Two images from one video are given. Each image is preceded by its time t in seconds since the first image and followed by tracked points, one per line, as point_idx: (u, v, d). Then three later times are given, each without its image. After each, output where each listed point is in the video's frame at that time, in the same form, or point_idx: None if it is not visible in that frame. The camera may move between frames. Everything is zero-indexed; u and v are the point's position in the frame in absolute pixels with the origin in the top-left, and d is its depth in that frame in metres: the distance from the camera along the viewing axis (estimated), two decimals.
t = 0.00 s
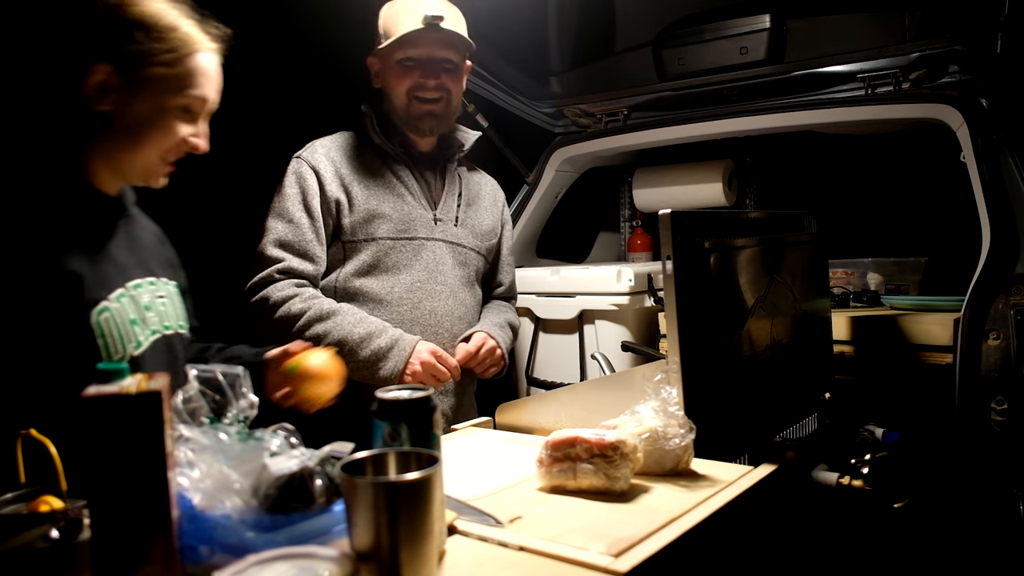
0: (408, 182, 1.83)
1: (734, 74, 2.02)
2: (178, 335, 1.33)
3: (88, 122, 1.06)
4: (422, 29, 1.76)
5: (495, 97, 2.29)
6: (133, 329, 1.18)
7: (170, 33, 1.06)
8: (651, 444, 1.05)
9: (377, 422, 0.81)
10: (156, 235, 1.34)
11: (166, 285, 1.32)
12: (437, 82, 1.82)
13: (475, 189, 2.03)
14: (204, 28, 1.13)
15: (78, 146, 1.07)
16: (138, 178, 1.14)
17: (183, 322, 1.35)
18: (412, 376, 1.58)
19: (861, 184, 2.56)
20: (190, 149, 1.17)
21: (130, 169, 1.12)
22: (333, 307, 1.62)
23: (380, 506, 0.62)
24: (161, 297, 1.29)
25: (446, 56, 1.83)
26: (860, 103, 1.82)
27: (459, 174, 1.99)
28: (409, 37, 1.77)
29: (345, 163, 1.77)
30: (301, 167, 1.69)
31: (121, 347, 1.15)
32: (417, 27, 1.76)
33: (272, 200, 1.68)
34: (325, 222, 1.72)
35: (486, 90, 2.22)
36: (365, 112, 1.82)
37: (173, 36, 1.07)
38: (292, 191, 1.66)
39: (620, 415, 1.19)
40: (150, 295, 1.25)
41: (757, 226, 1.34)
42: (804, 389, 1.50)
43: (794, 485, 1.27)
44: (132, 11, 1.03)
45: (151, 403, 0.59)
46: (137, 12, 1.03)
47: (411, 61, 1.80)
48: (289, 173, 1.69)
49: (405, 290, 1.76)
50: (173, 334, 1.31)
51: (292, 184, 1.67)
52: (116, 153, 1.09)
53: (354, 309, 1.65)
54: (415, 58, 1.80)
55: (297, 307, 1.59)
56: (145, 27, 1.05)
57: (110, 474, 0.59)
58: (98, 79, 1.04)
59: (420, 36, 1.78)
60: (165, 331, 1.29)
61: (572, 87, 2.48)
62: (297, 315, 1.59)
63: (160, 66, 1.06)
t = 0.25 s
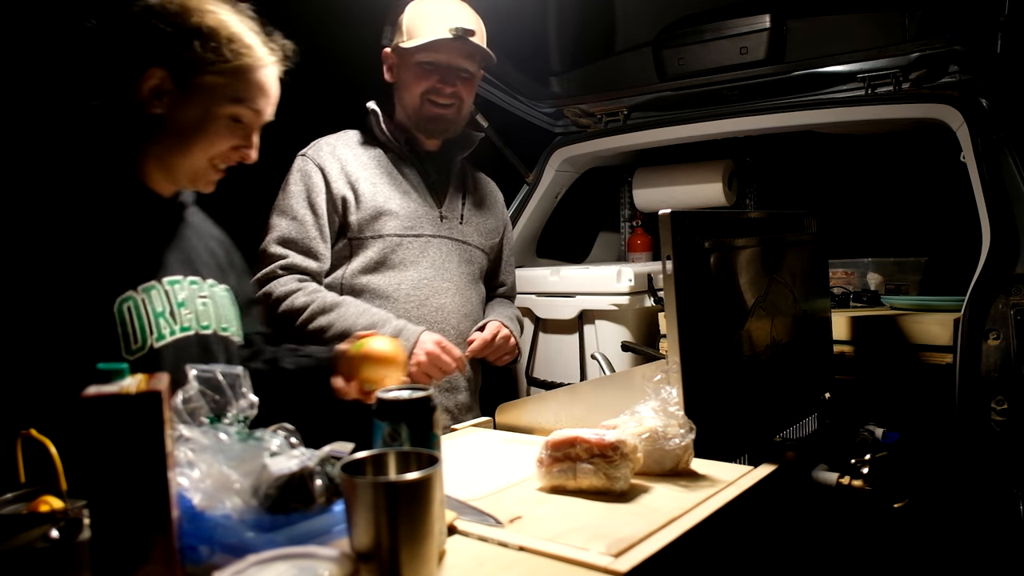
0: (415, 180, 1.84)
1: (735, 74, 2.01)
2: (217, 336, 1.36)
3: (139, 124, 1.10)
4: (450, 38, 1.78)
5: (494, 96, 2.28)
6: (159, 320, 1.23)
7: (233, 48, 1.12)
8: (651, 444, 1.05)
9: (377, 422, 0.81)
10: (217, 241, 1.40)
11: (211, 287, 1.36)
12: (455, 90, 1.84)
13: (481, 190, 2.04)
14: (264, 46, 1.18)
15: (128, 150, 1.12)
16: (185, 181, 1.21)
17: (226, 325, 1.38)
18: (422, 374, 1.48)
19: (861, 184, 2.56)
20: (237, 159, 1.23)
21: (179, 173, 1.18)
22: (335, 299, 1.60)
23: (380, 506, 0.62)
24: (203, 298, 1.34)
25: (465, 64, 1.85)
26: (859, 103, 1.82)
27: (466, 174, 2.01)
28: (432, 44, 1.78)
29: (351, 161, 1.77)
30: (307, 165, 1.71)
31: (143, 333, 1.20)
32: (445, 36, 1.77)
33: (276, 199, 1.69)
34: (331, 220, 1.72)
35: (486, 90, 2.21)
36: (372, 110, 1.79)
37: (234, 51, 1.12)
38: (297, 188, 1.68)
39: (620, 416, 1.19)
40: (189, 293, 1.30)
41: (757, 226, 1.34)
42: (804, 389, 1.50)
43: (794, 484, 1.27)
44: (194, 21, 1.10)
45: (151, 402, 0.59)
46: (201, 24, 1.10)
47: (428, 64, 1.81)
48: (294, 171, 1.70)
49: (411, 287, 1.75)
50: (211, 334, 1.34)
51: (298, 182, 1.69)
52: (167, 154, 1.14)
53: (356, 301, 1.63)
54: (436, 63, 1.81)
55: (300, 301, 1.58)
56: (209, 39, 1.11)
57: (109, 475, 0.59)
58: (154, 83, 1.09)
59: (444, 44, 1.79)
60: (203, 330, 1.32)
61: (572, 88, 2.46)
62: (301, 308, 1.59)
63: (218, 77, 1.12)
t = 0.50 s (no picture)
0: (426, 176, 1.84)
1: (735, 74, 2.01)
2: (240, 336, 1.23)
3: (165, 127, 1.09)
4: (455, 28, 1.78)
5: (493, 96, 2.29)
6: (169, 315, 1.14)
7: (244, 42, 1.07)
8: (651, 444, 1.05)
9: (377, 422, 0.81)
10: (251, 239, 1.30)
11: (236, 283, 1.24)
12: (462, 82, 1.84)
13: (487, 188, 2.04)
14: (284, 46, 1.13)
15: (160, 153, 1.11)
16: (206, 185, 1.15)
17: (254, 324, 1.25)
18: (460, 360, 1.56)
19: (860, 184, 2.56)
20: (256, 162, 1.14)
21: (201, 175, 1.13)
22: (354, 289, 1.64)
23: (380, 506, 0.62)
24: (226, 294, 1.22)
25: (470, 56, 1.85)
26: (859, 103, 1.82)
27: (470, 172, 2.01)
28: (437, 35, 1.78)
29: (364, 157, 1.77)
30: (320, 160, 1.71)
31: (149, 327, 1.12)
32: (451, 25, 1.78)
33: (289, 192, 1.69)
34: (344, 215, 1.72)
35: (486, 90, 2.22)
36: (384, 107, 1.79)
37: (243, 44, 1.07)
38: (311, 183, 1.67)
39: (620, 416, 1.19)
40: (208, 288, 1.19)
41: (757, 226, 1.34)
42: (804, 389, 1.50)
43: (794, 484, 1.27)
44: (207, 23, 1.07)
45: (151, 402, 0.59)
46: (212, 22, 1.07)
47: (436, 58, 1.81)
48: (307, 165, 1.70)
49: (425, 284, 1.75)
50: (231, 332, 1.21)
51: (311, 177, 1.69)
52: (185, 153, 1.10)
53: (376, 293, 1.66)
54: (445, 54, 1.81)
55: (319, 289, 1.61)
56: (222, 35, 1.06)
57: (108, 475, 0.59)
58: (172, 86, 1.07)
59: (450, 34, 1.79)
60: (223, 328, 1.20)
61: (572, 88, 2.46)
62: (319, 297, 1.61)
63: (231, 72, 1.07)
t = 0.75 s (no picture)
0: (428, 173, 1.84)
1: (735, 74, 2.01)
2: (246, 334, 1.17)
3: (167, 133, 1.09)
4: (446, 16, 1.79)
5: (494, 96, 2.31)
6: (167, 311, 1.09)
7: (234, 36, 1.03)
8: (651, 444, 1.05)
9: (377, 422, 0.81)
10: (266, 238, 1.24)
11: (245, 280, 1.18)
12: (460, 75, 1.84)
13: (487, 185, 2.04)
14: (281, 40, 1.08)
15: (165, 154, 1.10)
16: (212, 184, 1.13)
17: (264, 322, 1.19)
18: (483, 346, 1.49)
19: (860, 184, 2.56)
20: (256, 160, 1.09)
21: (206, 175, 1.11)
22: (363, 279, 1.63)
23: (380, 506, 0.62)
24: (234, 291, 1.16)
25: (466, 49, 1.85)
26: (859, 103, 1.82)
27: (472, 169, 2.00)
28: (431, 28, 1.79)
29: (366, 155, 1.76)
30: (324, 157, 1.69)
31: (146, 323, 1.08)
32: (443, 16, 1.79)
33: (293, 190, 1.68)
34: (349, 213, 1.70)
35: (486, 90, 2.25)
36: (386, 107, 1.78)
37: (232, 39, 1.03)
38: (316, 180, 1.66)
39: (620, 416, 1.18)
40: (214, 286, 1.14)
41: (757, 226, 1.34)
42: (804, 389, 1.50)
43: (794, 484, 1.28)
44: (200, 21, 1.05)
45: (150, 402, 0.59)
46: (205, 20, 1.05)
47: (433, 52, 1.82)
48: (311, 163, 1.69)
49: (431, 283, 1.76)
50: (236, 330, 1.15)
51: (316, 174, 1.67)
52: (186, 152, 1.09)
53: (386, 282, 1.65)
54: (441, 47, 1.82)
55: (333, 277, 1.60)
56: (213, 31, 1.04)
57: (108, 475, 0.59)
58: (172, 88, 1.07)
59: (444, 26, 1.80)
60: (227, 326, 1.14)
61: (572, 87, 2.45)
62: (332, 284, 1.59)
63: (221, 68, 1.03)
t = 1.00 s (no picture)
0: (425, 172, 1.84)
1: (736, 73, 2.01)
2: (249, 333, 1.17)
3: (172, 132, 1.08)
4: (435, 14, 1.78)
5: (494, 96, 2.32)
6: (168, 311, 1.09)
7: (226, 35, 1.03)
8: (651, 445, 1.05)
9: (377, 422, 0.81)
10: (273, 237, 1.23)
11: (249, 280, 1.18)
12: (452, 74, 1.84)
13: (486, 185, 2.04)
14: (278, 40, 1.06)
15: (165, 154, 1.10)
16: (211, 186, 1.12)
17: (267, 322, 1.18)
18: (536, 309, 1.26)
19: (860, 184, 2.56)
20: (248, 160, 1.07)
21: (205, 177, 1.10)
22: (386, 255, 1.54)
23: (380, 506, 0.62)
24: (237, 291, 1.16)
25: (459, 48, 1.87)
26: (859, 103, 1.81)
27: (470, 168, 2.00)
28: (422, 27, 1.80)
29: (366, 152, 1.75)
30: (326, 155, 1.69)
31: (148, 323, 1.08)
32: (433, 14, 1.78)
33: (301, 187, 1.68)
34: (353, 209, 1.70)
35: (485, 90, 2.26)
36: (382, 108, 1.78)
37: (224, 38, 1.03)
38: (322, 176, 1.66)
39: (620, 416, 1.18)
40: (217, 285, 1.14)
41: (757, 226, 1.34)
42: (804, 389, 1.50)
43: (794, 484, 1.28)
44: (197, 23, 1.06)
45: (150, 402, 0.59)
46: (200, 21, 1.06)
47: (424, 52, 1.82)
48: (314, 160, 1.68)
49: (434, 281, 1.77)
50: (239, 330, 1.15)
51: (322, 171, 1.67)
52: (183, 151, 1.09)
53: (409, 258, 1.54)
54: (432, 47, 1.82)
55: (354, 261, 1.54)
56: (207, 31, 1.05)
57: (108, 475, 0.59)
58: (171, 89, 1.07)
59: (434, 25, 1.80)
60: (230, 326, 1.15)
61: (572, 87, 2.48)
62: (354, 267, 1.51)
63: (213, 66, 1.03)
